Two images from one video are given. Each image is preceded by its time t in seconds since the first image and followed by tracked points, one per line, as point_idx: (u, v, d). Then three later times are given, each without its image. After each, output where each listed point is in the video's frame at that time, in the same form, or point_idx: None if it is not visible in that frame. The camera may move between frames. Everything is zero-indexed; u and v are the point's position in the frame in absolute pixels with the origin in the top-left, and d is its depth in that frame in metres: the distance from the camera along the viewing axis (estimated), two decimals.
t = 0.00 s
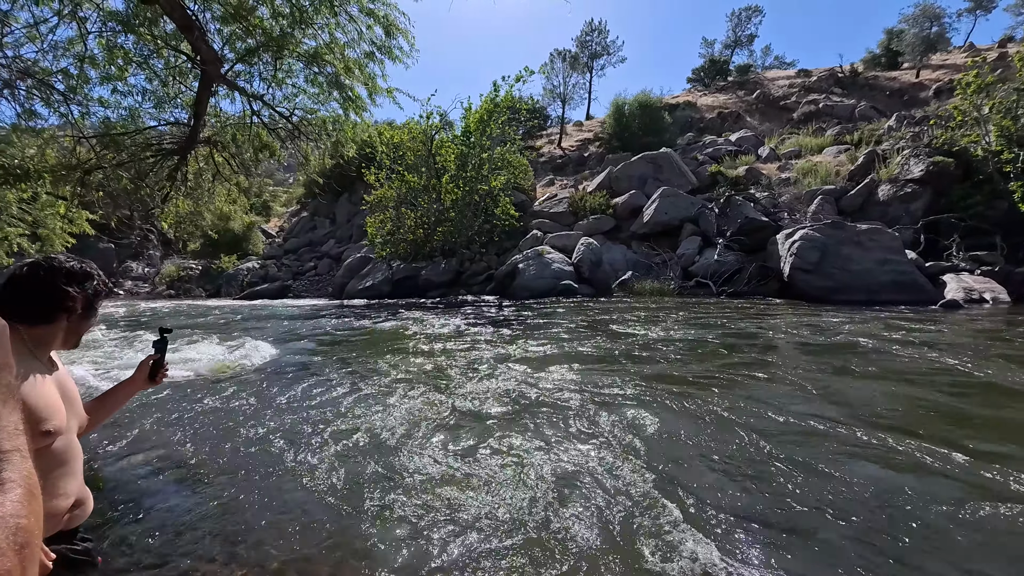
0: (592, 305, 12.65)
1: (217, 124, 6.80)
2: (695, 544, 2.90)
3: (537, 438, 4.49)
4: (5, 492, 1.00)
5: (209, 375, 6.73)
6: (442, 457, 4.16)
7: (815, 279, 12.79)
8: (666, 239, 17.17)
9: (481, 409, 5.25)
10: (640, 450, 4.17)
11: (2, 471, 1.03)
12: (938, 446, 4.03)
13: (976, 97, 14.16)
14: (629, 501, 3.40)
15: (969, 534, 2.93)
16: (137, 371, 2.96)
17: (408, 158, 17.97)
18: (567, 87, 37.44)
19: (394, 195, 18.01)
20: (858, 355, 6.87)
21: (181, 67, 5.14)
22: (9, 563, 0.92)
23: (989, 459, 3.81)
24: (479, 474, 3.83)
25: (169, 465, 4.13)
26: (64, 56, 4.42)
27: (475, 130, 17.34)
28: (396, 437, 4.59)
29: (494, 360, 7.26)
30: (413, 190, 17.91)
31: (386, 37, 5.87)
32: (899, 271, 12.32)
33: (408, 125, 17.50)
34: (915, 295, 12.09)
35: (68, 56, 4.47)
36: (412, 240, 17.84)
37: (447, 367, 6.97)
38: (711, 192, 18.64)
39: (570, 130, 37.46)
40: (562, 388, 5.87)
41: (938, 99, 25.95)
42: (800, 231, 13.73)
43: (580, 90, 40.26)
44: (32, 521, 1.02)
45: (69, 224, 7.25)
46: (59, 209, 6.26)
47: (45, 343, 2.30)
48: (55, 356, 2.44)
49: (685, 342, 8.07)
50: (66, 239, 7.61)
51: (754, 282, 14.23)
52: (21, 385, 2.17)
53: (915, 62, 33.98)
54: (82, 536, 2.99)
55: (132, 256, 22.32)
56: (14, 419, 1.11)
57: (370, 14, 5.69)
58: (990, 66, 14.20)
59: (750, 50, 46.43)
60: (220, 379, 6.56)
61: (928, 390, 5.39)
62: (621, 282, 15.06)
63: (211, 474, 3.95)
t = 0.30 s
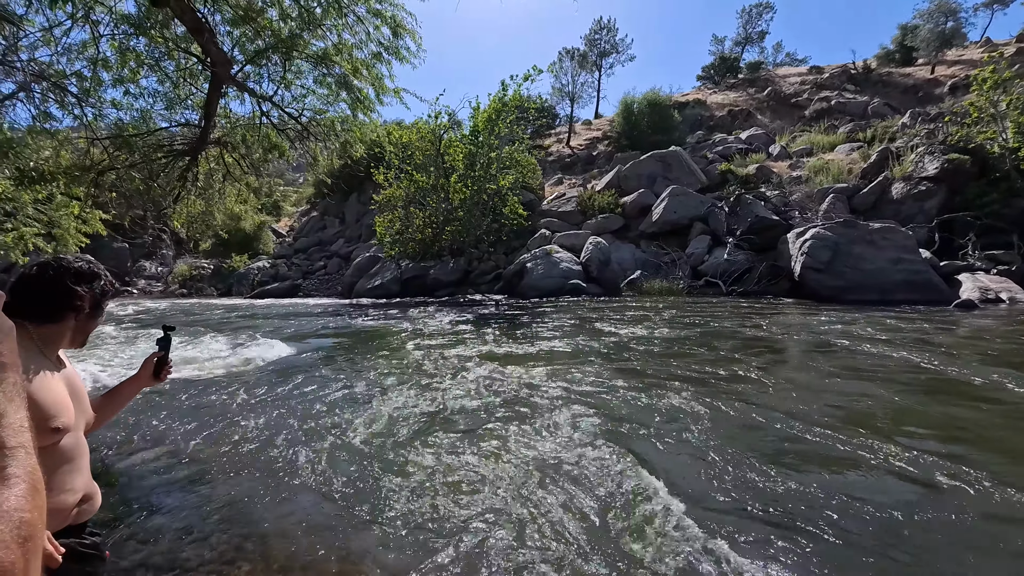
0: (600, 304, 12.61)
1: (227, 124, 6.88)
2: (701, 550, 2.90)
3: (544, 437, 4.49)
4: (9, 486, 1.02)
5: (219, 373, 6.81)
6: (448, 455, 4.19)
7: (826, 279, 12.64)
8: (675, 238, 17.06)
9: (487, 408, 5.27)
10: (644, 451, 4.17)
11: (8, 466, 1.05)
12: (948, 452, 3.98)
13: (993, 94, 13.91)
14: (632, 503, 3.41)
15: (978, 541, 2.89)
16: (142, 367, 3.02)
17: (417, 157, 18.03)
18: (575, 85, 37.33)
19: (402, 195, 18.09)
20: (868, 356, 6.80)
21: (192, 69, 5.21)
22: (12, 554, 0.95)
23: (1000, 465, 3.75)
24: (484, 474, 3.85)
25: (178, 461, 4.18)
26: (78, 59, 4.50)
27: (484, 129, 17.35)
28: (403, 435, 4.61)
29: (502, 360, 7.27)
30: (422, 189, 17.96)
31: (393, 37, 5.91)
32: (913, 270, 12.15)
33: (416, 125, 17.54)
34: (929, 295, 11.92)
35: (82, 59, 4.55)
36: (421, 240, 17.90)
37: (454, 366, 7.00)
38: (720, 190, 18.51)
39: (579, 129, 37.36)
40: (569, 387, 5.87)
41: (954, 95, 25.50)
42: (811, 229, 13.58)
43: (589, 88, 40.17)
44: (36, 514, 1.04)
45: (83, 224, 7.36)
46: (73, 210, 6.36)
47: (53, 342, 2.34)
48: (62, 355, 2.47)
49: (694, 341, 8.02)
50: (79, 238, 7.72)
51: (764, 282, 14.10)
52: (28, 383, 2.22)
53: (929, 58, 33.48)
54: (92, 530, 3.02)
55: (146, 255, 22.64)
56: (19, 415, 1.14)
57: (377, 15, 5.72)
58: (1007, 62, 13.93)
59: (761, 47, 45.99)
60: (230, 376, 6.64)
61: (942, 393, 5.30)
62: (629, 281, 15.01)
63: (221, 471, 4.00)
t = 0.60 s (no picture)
0: (607, 304, 12.58)
1: (236, 125, 6.96)
2: (709, 547, 2.89)
3: (550, 435, 4.49)
4: (17, 476, 1.03)
5: (230, 372, 6.89)
6: (452, 452, 4.21)
7: (836, 278, 12.52)
8: (683, 237, 16.97)
9: (493, 406, 5.29)
10: (648, 450, 4.16)
11: (16, 458, 1.06)
12: (959, 453, 3.95)
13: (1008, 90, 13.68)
14: (638, 500, 3.40)
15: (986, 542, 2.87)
16: (147, 365, 3.07)
17: (424, 157, 18.07)
18: (583, 84, 37.22)
19: (410, 195, 18.14)
20: (879, 356, 6.73)
21: (202, 71, 5.28)
22: (19, 540, 0.94)
23: (1010, 467, 3.71)
24: (489, 472, 3.87)
25: (188, 458, 4.24)
26: (90, 62, 4.57)
27: (491, 129, 17.35)
28: (409, 434, 4.65)
29: (509, 359, 7.28)
30: (429, 189, 18.01)
31: (399, 38, 5.93)
32: (925, 270, 11.99)
33: (424, 125, 17.58)
34: (941, 294, 11.77)
35: (94, 63, 4.62)
36: (428, 239, 17.95)
37: (461, 365, 7.02)
38: (729, 189, 18.38)
39: (586, 128, 37.24)
40: (575, 386, 5.88)
41: (968, 92, 25.13)
42: (821, 228, 13.46)
43: (596, 87, 40.00)
44: (43, 504, 1.02)
45: (95, 224, 7.44)
46: (86, 210, 6.46)
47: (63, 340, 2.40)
48: (72, 352, 2.54)
49: (702, 341, 7.97)
50: (92, 239, 7.83)
51: (774, 281, 13.99)
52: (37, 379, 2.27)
53: (943, 54, 33.00)
54: (101, 524, 3.07)
55: (158, 256, 22.91)
56: (29, 412, 1.17)
57: (383, 16, 5.76)
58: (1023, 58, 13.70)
59: (770, 44, 45.56)
60: (240, 375, 6.71)
61: (951, 393, 5.25)
62: (637, 281, 14.97)
63: (230, 468, 4.05)
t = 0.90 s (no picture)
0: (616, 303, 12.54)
1: (247, 127, 7.03)
2: (717, 548, 2.89)
3: (559, 436, 4.49)
4: (38, 463, 1.09)
5: (242, 370, 6.98)
6: (460, 452, 4.23)
7: (849, 277, 12.37)
8: (693, 236, 16.85)
9: (501, 406, 5.30)
10: (656, 451, 4.15)
11: (37, 447, 1.12)
12: (966, 456, 3.92)
13: None
14: (646, 502, 3.40)
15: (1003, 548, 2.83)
16: (155, 362, 3.12)
17: (433, 157, 18.12)
18: (592, 83, 37.10)
19: (419, 195, 18.21)
20: (891, 356, 6.66)
21: (213, 74, 5.36)
22: (40, 523, 1.02)
23: None
24: (498, 471, 3.88)
25: (201, 456, 4.30)
26: (104, 66, 4.65)
27: (500, 129, 17.34)
28: (417, 433, 4.68)
29: (517, 358, 7.29)
30: (438, 189, 18.06)
31: (408, 39, 5.96)
32: (940, 269, 11.80)
33: (433, 125, 17.62)
34: (957, 293, 11.58)
35: (108, 66, 4.70)
36: (437, 239, 18.01)
37: (470, 364, 7.04)
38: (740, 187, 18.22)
39: (595, 126, 37.12)
40: (583, 386, 5.87)
41: (985, 87, 24.67)
42: (833, 227, 13.30)
43: (605, 85, 39.83)
44: (63, 489, 1.09)
45: (110, 225, 7.54)
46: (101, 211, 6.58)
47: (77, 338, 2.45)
48: (86, 350, 2.59)
49: (712, 341, 7.92)
50: (107, 239, 7.96)
51: (785, 280, 13.86)
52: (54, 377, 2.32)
53: (959, 49, 32.43)
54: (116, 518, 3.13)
55: (171, 256, 23.22)
56: (47, 403, 1.20)
57: (392, 17, 5.79)
58: None
59: (782, 40, 45.07)
60: (251, 374, 6.78)
61: (967, 396, 5.17)
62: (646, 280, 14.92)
63: (242, 465, 4.11)
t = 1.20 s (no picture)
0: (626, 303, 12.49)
1: (258, 129, 7.10)
2: (728, 548, 2.86)
3: (568, 436, 4.49)
4: (59, 452, 1.12)
5: (254, 370, 7.06)
6: (469, 452, 4.24)
7: (862, 276, 12.21)
8: (703, 235, 16.74)
9: (510, 406, 5.30)
10: (665, 450, 4.12)
11: (57, 437, 1.14)
12: (981, 456, 3.86)
13: None
14: (656, 501, 3.38)
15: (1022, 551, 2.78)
16: (166, 360, 3.17)
17: (442, 158, 18.17)
18: (600, 82, 36.99)
19: (428, 195, 18.28)
20: (904, 356, 6.57)
21: (225, 77, 5.43)
22: (66, 507, 1.06)
23: None
24: (507, 471, 3.89)
25: (213, 455, 4.34)
26: (119, 70, 4.73)
27: (508, 129, 17.34)
28: (427, 432, 4.69)
29: (525, 359, 7.28)
30: (447, 189, 18.12)
31: (417, 40, 6.00)
32: (956, 268, 11.61)
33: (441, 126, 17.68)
34: (973, 293, 11.38)
35: (123, 70, 4.79)
36: (446, 239, 18.07)
37: (478, 364, 7.05)
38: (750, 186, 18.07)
39: (604, 126, 37.01)
40: (592, 386, 5.85)
41: (1002, 82, 24.23)
42: (846, 226, 13.13)
43: (614, 84, 39.67)
44: (85, 477, 1.12)
45: (125, 227, 7.66)
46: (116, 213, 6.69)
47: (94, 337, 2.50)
48: (103, 348, 2.64)
49: (722, 341, 7.85)
50: (122, 240, 8.09)
51: (796, 280, 13.71)
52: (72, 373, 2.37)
53: (975, 44, 31.90)
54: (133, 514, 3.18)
55: (184, 257, 23.54)
56: (65, 397, 1.23)
57: (401, 19, 5.84)
58: None
59: (792, 37, 44.61)
60: (262, 373, 6.85)
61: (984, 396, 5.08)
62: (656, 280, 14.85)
63: (254, 463, 4.16)
